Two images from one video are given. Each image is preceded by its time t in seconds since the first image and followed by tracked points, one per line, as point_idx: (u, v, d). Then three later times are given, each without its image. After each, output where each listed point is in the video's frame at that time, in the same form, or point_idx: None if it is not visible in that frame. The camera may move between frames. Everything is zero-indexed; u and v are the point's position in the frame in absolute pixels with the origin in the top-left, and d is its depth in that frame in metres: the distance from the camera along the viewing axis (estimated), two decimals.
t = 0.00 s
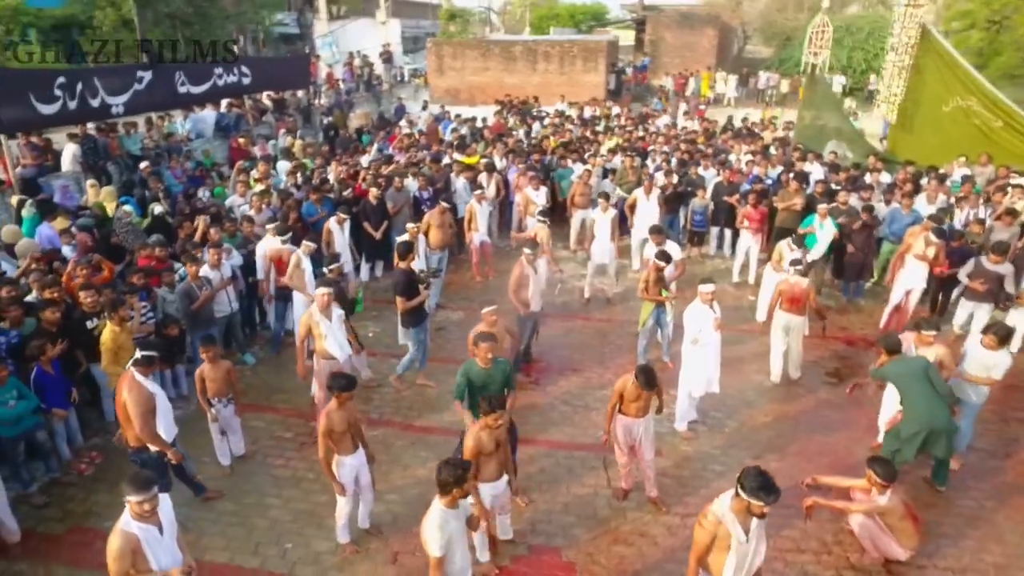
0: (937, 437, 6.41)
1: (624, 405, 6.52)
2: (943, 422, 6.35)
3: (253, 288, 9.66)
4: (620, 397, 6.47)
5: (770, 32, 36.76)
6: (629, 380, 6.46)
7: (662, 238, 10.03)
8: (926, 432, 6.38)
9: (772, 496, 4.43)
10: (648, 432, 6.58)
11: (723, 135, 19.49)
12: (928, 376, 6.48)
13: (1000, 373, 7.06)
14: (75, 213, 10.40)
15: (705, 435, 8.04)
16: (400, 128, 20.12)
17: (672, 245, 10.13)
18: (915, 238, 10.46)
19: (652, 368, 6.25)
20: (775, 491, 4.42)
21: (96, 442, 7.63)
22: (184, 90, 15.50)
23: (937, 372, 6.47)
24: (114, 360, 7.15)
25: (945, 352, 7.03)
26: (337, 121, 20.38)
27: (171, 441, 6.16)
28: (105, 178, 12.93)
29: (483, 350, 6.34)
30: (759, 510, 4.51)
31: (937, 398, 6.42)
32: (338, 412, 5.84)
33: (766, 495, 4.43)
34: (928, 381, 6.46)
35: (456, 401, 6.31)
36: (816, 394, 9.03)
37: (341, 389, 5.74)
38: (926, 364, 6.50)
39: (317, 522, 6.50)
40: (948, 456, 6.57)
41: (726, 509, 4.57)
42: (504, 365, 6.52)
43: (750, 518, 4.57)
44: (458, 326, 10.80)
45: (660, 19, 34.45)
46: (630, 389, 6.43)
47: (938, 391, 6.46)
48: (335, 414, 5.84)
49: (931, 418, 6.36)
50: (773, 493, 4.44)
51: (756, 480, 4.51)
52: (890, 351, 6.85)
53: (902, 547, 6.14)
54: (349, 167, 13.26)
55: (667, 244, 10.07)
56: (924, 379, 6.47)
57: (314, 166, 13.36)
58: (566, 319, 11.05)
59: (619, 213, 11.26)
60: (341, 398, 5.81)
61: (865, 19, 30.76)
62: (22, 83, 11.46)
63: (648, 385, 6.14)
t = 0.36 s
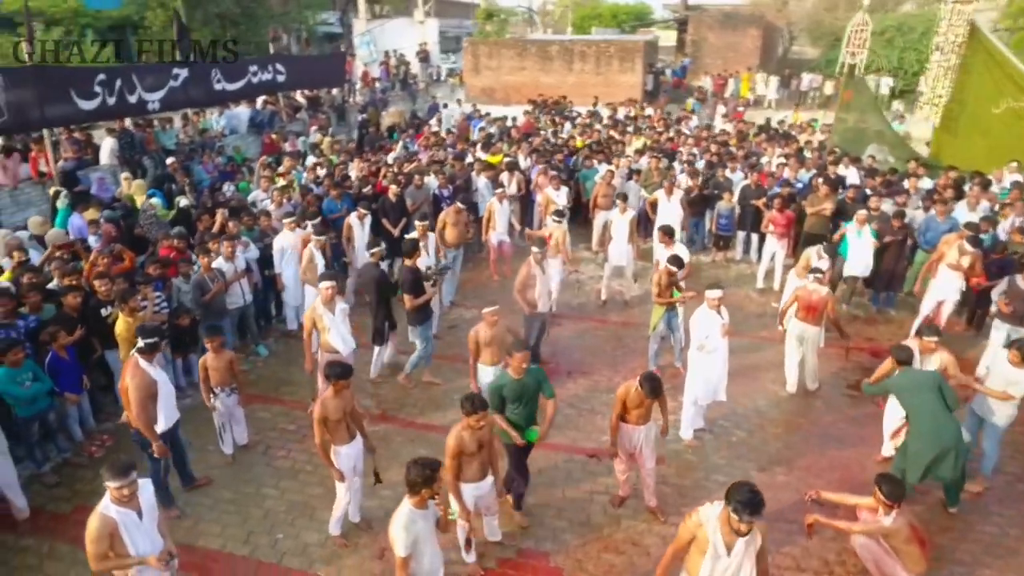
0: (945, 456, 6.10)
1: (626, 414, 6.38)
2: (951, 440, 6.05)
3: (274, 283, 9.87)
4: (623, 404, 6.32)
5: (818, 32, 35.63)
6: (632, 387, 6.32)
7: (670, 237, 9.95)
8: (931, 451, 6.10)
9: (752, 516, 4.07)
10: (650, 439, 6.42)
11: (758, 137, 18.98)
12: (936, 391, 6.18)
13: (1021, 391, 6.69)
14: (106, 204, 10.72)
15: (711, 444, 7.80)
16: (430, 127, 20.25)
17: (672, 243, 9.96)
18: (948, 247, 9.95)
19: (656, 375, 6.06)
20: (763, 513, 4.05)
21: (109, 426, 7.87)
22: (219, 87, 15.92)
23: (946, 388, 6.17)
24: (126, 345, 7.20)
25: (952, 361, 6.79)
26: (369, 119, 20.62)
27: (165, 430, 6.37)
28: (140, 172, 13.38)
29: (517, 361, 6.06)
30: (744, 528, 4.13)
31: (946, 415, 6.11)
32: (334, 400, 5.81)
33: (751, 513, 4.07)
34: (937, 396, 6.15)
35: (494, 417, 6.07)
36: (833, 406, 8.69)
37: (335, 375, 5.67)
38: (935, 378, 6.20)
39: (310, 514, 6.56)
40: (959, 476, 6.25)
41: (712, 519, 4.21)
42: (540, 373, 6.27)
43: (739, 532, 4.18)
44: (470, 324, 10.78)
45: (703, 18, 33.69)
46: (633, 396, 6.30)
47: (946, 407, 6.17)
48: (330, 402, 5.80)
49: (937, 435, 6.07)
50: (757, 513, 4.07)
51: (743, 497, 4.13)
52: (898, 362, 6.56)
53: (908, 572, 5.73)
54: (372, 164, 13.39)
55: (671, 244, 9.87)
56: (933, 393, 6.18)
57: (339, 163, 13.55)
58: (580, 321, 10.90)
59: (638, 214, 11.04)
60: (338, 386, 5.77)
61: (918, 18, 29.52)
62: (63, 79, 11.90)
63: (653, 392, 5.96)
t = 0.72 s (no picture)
0: (957, 475, 5.73)
1: (634, 423, 6.09)
2: (961, 459, 5.71)
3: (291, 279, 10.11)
4: (630, 412, 6.00)
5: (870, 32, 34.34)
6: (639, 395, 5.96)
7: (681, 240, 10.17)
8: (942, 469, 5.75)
9: (721, 530, 3.91)
10: (658, 456, 6.17)
11: (796, 140, 18.40)
12: (942, 408, 5.94)
13: None
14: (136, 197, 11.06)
15: (718, 455, 7.56)
16: (462, 126, 20.32)
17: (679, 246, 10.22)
18: (987, 258, 9.42)
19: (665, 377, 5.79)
20: (728, 527, 3.89)
21: (123, 412, 8.09)
22: (253, 84, 16.30)
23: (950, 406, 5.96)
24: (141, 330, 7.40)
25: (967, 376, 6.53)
26: (402, 117, 20.81)
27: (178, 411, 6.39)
28: (174, 166, 13.79)
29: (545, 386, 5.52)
30: (711, 543, 3.95)
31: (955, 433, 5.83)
32: (326, 392, 5.82)
33: (718, 528, 3.90)
34: (944, 414, 5.90)
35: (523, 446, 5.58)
36: (851, 421, 8.34)
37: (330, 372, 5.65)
38: (938, 396, 5.98)
39: (305, 507, 6.62)
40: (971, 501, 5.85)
41: (681, 532, 4.04)
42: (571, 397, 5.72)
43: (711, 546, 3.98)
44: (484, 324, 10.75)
45: (748, 18, 32.87)
46: (640, 404, 5.94)
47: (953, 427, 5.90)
48: (322, 394, 5.81)
49: (948, 452, 5.74)
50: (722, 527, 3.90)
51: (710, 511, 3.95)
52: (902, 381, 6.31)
53: None
54: (397, 162, 13.49)
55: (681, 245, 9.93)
56: (941, 411, 5.92)
57: (364, 161, 13.69)
58: (595, 325, 10.72)
59: (658, 217, 10.79)
60: (331, 383, 5.75)
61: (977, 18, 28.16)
62: (102, 75, 12.34)
63: (660, 395, 5.69)
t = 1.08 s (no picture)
0: (942, 488, 5.53)
1: (637, 434, 5.88)
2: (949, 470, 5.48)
3: (308, 276, 10.22)
4: (633, 420, 5.84)
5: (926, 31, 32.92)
6: (646, 403, 5.79)
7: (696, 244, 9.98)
8: (929, 476, 5.55)
9: (670, 536, 3.74)
10: (660, 472, 5.92)
11: (836, 144, 17.78)
12: (949, 416, 5.58)
13: None
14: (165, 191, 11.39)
15: (723, 467, 7.32)
16: (493, 125, 20.34)
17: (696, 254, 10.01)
18: None
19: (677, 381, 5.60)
20: (677, 533, 3.72)
21: (138, 399, 8.32)
22: (287, 82, 16.63)
23: (960, 415, 5.57)
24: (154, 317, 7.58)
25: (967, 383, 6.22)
26: (434, 116, 20.96)
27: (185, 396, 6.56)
28: (207, 161, 14.18)
29: (582, 409, 5.37)
30: (660, 552, 3.78)
31: (952, 443, 5.53)
32: (316, 387, 5.92)
33: (668, 535, 3.74)
34: (947, 422, 5.56)
35: (552, 467, 5.48)
36: (869, 437, 7.98)
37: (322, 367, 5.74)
38: (949, 403, 5.59)
39: (299, 500, 6.68)
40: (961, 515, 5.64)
41: (634, 542, 3.88)
42: (610, 423, 5.53)
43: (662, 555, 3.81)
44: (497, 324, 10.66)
45: (796, 18, 31.95)
46: (645, 412, 5.78)
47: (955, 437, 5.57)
48: (313, 388, 5.92)
49: (935, 462, 5.55)
50: (671, 535, 3.73)
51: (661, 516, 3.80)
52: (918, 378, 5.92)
53: None
54: (420, 161, 13.55)
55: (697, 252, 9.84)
56: (945, 419, 5.58)
57: (389, 159, 13.81)
58: (610, 329, 10.54)
59: (678, 220, 10.48)
60: (322, 379, 5.85)
61: None
62: (140, 72, 12.77)
63: (672, 397, 5.53)
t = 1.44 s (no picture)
0: (913, 484, 5.77)
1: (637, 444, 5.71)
2: (922, 470, 5.68)
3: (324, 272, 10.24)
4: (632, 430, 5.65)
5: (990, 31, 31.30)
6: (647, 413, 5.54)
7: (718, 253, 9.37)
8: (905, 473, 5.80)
9: (615, 546, 3.46)
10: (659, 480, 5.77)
11: (881, 149, 17.07)
12: (935, 417, 5.67)
13: None
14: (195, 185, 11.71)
15: (727, 480, 7.08)
16: (526, 125, 20.28)
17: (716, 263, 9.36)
18: None
19: (681, 389, 5.38)
20: (622, 542, 3.45)
21: (154, 387, 8.56)
22: (322, 81, 16.93)
23: (947, 419, 5.62)
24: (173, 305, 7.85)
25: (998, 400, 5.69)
26: (468, 115, 21.02)
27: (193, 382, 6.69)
28: (241, 157, 14.56)
29: (623, 435, 4.79)
30: (606, 562, 3.51)
31: (932, 445, 5.68)
32: (309, 381, 5.97)
33: (613, 545, 3.46)
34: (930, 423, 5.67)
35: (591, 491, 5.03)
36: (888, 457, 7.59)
37: (311, 362, 5.80)
38: (938, 405, 5.66)
39: (295, 493, 6.75)
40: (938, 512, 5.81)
41: (583, 552, 3.65)
42: (657, 461, 4.81)
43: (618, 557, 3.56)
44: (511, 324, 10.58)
45: (850, 18, 30.81)
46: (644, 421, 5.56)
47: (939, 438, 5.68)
48: (305, 382, 5.97)
49: (909, 459, 5.76)
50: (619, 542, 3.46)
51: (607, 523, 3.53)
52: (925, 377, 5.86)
53: None
54: (446, 160, 13.60)
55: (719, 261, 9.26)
56: (929, 421, 5.69)
57: (415, 157, 13.90)
58: (625, 333, 10.33)
59: (700, 226, 10.12)
60: (313, 376, 5.90)
61: None
62: (179, 70, 13.17)
63: (676, 400, 5.31)
